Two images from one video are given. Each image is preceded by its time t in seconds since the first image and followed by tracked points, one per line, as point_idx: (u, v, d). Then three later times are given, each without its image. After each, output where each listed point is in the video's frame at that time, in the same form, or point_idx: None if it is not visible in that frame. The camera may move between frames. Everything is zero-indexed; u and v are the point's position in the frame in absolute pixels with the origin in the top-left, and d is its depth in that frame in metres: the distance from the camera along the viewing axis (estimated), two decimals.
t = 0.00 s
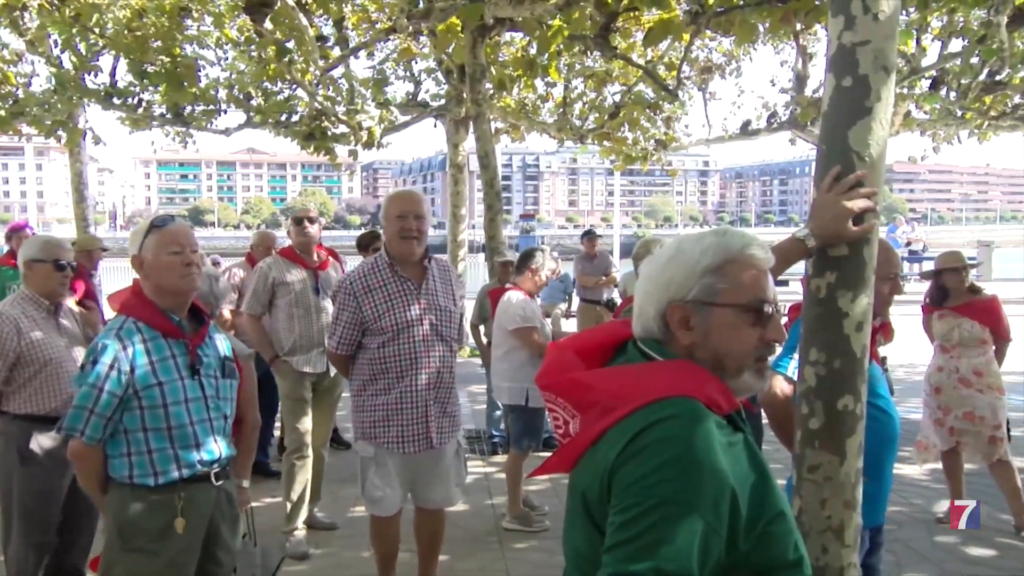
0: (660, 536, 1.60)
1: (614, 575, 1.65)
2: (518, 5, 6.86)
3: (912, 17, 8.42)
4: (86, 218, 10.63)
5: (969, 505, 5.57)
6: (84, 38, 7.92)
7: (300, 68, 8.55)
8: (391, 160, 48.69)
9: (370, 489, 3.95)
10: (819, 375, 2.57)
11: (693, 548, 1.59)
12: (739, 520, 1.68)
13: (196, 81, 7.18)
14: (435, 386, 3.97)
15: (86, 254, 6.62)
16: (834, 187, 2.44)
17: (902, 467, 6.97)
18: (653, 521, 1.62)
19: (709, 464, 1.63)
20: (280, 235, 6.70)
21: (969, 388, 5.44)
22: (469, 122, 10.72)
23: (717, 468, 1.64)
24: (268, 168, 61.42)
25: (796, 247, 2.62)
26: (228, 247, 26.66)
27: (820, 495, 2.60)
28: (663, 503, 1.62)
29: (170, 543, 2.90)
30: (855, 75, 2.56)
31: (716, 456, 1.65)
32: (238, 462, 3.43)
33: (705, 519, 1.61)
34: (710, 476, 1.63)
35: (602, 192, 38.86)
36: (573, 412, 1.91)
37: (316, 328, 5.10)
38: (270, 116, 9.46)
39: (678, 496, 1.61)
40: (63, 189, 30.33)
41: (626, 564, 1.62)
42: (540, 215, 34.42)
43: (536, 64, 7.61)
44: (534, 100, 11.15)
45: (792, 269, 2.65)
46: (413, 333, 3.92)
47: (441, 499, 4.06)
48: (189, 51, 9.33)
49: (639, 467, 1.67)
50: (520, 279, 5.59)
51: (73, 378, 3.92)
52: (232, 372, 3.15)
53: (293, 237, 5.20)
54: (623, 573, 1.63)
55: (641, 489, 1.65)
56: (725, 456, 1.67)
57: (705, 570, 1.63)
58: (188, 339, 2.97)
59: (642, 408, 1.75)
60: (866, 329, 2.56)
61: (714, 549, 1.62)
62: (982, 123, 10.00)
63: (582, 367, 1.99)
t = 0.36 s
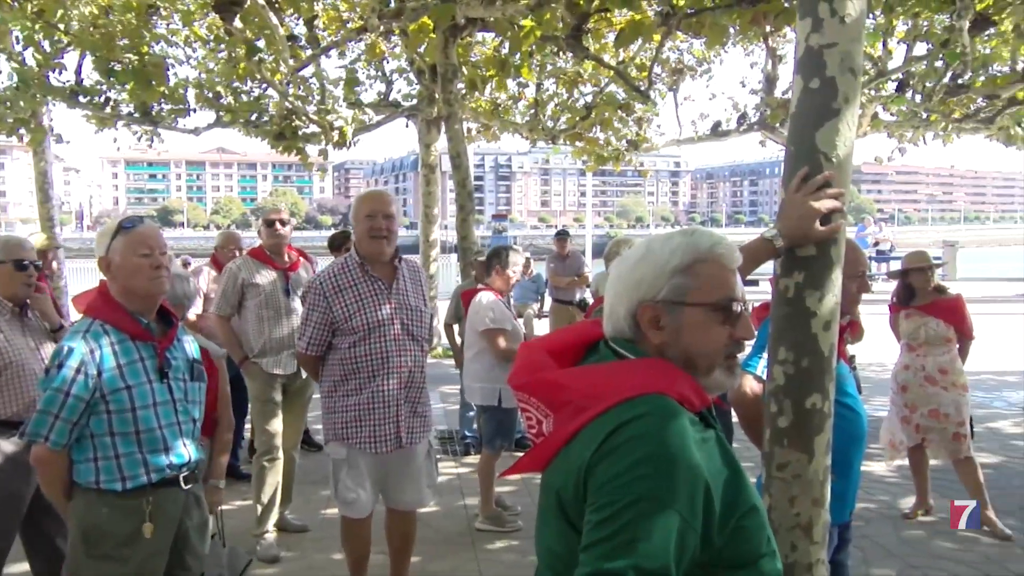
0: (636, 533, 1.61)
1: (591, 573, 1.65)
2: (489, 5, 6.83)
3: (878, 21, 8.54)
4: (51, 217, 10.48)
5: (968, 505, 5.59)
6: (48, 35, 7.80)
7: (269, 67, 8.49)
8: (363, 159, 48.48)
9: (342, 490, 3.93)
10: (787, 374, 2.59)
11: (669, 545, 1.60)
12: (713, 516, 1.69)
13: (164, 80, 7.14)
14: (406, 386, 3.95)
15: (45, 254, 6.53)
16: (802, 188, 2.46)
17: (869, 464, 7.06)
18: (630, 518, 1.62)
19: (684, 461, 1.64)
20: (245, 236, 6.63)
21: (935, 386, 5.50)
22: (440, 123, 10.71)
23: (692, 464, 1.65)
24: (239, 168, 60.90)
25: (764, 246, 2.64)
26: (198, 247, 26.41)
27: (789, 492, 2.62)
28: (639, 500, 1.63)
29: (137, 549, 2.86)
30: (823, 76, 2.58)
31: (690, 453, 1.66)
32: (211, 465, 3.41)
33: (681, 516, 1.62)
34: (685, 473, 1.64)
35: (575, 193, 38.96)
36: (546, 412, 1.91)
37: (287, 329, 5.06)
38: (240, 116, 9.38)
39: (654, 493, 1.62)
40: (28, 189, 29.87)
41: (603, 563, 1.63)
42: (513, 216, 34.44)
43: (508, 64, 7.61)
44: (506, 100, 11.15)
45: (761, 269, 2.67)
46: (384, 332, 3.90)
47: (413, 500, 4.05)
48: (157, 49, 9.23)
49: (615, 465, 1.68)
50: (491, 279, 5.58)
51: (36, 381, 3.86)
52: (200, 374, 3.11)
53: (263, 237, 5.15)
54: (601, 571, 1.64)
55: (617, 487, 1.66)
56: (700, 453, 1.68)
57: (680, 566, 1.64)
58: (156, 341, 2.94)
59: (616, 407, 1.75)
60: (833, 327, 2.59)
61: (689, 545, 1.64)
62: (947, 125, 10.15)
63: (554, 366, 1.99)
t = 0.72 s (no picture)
0: (602, 532, 1.62)
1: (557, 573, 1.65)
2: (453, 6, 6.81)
3: (836, 25, 8.67)
4: (6, 217, 10.27)
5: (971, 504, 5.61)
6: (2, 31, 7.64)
7: (230, 66, 8.39)
8: (327, 159, 48.15)
9: (304, 493, 3.90)
10: (749, 372, 2.62)
11: (634, 543, 1.61)
12: (677, 515, 1.71)
13: (122, 78, 7.08)
14: (368, 387, 3.93)
15: None
16: (762, 189, 2.49)
17: (829, 461, 7.16)
18: (596, 518, 1.63)
19: (649, 460, 1.66)
20: (195, 237, 6.51)
21: (892, 383, 5.60)
22: (404, 123, 10.67)
23: (656, 463, 1.67)
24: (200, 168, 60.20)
25: (725, 247, 2.67)
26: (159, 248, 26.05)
27: (750, 490, 2.65)
28: (604, 499, 1.63)
29: (94, 557, 2.81)
30: (782, 79, 2.62)
31: (654, 452, 1.67)
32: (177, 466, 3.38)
33: (645, 514, 1.63)
34: (650, 472, 1.65)
35: (539, 193, 39.05)
36: (510, 413, 1.91)
37: (248, 331, 5.00)
38: (201, 115, 9.26)
39: (619, 492, 1.63)
40: None
41: (568, 563, 1.63)
42: (478, 217, 34.43)
43: (472, 64, 7.61)
44: (471, 100, 11.13)
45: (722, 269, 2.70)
46: (346, 333, 3.88)
47: (376, 502, 4.03)
48: (114, 47, 9.09)
49: (579, 465, 1.69)
50: (456, 280, 5.56)
51: None
52: (158, 377, 3.07)
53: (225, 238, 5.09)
54: (567, 571, 1.64)
55: (582, 488, 1.66)
56: (664, 452, 1.70)
57: (645, 565, 1.65)
58: (112, 344, 2.89)
59: (581, 408, 1.76)
60: (793, 327, 2.62)
61: (654, 544, 1.65)
62: (903, 127, 10.33)
63: (518, 367, 1.99)
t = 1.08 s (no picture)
0: (566, 529, 1.63)
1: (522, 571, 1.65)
2: (415, 5, 6.78)
3: (794, 29, 8.81)
4: None
5: (970, 505, 5.77)
6: None
7: (188, 65, 8.28)
8: (288, 160, 47.70)
9: (265, 495, 3.86)
10: (708, 371, 2.65)
11: (598, 539, 1.62)
12: (640, 511, 1.72)
13: (75, 76, 6.93)
14: (330, 389, 3.89)
15: None
16: (721, 189, 2.51)
17: (789, 458, 7.26)
18: (560, 515, 1.64)
19: (614, 457, 1.67)
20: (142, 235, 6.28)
21: (850, 381, 5.69)
22: (366, 123, 10.61)
23: (619, 461, 1.68)
24: (158, 168, 59.26)
25: (686, 247, 2.70)
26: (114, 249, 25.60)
27: (710, 487, 2.68)
28: (569, 497, 1.64)
29: (47, 565, 2.75)
30: (740, 80, 2.66)
31: (618, 449, 1.68)
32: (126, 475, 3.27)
33: (610, 512, 1.64)
34: (614, 470, 1.66)
35: (502, 194, 39.05)
36: (473, 412, 1.91)
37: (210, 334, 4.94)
38: (158, 114, 9.12)
39: (584, 490, 1.64)
40: None
41: (533, 561, 1.64)
42: (441, 217, 34.34)
43: (433, 65, 7.58)
44: (433, 100, 11.10)
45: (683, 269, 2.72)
46: (307, 335, 3.85)
47: (338, 505, 4.00)
48: (68, 43, 8.91)
49: (544, 463, 1.69)
50: (420, 281, 5.55)
51: None
52: (111, 380, 3.02)
53: (186, 239, 5.00)
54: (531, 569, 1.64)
55: (547, 486, 1.67)
56: (627, 450, 1.71)
57: (608, 561, 1.66)
58: (62, 346, 2.84)
59: (545, 407, 1.76)
60: (751, 326, 2.66)
61: (618, 540, 1.66)
62: (860, 129, 10.49)
63: (480, 365, 1.99)
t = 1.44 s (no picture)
0: (522, 526, 1.63)
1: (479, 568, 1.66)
2: (373, 4, 6.74)
3: (749, 32, 8.93)
4: None
5: (971, 505, 5.80)
6: None
7: (141, 63, 8.14)
8: (245, 160, 47.14)
9: (222, 500, 3.81)
10: (665, 370, 2.67)
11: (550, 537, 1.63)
12: (594, 510, 1.73)
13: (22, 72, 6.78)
14: (288, 392, 3.86)
15: None
16: (677, 189, 2.54)
17: (746, 456, 7.35)
18: (515, 513, 1.65)
19: (568, 456, 1.68)
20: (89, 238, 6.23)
21: (805, 379, 5.77)
22: (324, 123, 10.53)
23: (574, 460, 1.69)
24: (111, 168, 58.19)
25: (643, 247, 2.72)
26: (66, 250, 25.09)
27: (667, 486, 2.71)
28: (523, 495, 1.65)
29: None
30: (696, 82, 2.68)
31: (574, 448, 1.69)
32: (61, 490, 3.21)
33: (563, 510, 1.66)
34: (569, 468, 1.67)
35: (462, 194, 39.00)
36: (434, 411, 1.91)
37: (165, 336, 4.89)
38: (111, 113, 8.96)
39: (539, 489, 1.65)
40: None
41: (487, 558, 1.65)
42: (401, 218, 34.19)
43: (392, 65, 7.54)
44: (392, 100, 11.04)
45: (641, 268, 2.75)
46: (265, 337, 3.81)
47: (297, 508, 3.96)
48: (16, 40, 8.71)
49: (500, 462, 1.70)
50: (379, 282, 5.48)
51: None
52: (55, 384, 2.96)
53: (135, 237, 4.88)
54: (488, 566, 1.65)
55: (502, 484, 1.67)
56: (583, 449, 1.72)
57: (561, 558, 1.68)
58: (4, 351, 2.77)
59: (502, 405, 1.77)
60: (707, 326, 2.69)
61: (570, 538, 1.68)
62: (814, 131, 10.65)
63: (440, 364, 1.98)
